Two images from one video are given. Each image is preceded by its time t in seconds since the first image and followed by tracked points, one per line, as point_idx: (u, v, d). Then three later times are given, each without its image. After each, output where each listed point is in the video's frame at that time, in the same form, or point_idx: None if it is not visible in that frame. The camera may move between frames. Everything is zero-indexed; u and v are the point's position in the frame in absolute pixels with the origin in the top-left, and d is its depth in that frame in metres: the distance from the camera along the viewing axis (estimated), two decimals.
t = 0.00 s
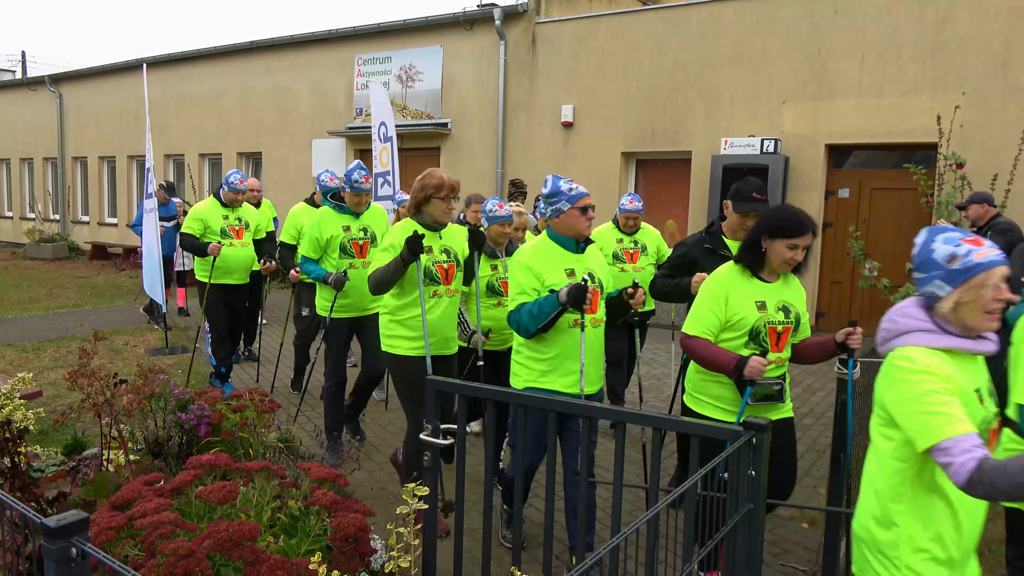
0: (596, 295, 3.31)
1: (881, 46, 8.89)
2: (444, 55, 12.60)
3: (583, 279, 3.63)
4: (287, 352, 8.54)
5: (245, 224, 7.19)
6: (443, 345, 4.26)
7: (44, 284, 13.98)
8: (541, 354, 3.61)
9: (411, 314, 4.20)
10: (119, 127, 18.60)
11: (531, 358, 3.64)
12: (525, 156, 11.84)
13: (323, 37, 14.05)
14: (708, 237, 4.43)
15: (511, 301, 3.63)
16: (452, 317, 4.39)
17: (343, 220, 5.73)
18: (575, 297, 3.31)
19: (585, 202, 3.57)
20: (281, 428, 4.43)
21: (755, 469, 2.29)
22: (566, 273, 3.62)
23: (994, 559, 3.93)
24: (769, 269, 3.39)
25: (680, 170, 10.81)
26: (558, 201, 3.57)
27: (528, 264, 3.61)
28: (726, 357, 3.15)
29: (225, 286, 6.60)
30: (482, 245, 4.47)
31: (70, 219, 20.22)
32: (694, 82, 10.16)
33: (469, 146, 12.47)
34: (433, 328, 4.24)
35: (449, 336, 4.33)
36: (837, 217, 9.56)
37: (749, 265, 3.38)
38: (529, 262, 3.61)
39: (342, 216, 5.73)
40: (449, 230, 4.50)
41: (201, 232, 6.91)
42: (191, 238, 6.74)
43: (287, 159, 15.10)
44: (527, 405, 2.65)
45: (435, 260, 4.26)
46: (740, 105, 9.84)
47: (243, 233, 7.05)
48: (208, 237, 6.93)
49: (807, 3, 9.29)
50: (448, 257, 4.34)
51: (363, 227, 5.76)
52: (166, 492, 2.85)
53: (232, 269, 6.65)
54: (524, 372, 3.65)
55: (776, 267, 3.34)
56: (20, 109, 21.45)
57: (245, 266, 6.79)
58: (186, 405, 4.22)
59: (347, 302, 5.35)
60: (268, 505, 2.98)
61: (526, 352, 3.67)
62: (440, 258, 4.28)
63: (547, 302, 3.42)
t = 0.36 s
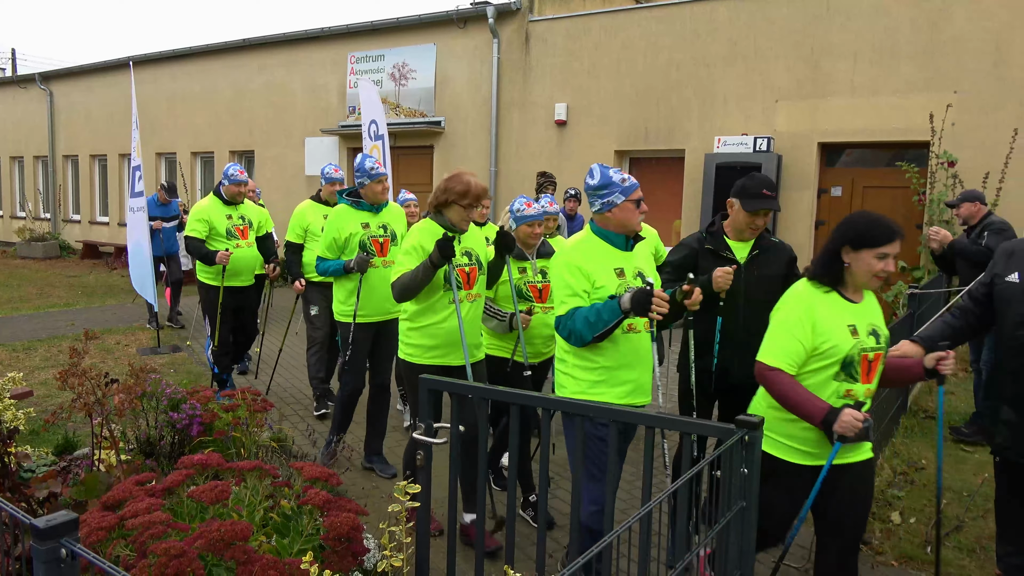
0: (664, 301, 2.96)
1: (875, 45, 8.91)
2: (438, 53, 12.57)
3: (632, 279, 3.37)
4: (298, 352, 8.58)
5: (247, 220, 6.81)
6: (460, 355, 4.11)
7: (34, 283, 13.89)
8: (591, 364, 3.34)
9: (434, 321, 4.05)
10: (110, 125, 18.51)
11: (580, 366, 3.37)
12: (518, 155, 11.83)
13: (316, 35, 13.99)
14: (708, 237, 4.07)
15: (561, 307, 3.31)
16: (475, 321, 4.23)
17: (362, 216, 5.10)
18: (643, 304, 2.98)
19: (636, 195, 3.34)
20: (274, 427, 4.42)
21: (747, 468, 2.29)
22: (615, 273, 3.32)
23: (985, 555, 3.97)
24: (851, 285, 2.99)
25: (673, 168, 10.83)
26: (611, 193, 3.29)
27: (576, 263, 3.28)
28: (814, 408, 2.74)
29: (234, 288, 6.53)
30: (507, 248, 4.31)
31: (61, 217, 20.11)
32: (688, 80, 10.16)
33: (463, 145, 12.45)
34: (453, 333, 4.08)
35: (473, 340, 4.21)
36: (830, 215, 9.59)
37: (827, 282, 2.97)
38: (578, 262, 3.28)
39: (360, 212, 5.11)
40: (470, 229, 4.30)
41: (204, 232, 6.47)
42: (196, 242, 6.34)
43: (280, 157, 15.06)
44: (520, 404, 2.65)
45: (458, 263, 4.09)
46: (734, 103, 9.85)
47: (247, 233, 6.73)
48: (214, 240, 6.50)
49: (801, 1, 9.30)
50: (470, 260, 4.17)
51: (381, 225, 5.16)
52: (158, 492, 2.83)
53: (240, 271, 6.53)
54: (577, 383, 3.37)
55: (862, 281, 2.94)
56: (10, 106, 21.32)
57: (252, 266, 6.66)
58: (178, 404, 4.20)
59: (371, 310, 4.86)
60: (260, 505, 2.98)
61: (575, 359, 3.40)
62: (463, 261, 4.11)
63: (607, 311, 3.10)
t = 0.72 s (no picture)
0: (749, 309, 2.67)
1: (865, 44, 8.94)
2: (430, 52, 12.56)
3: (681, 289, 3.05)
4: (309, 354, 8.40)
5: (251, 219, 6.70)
6: (501, 370, 3.77)
7: (25, 283, 13.83)
8: (642, 380, 2.97)
9: (471, 334, 3.72)
10: (101, 124, 18.42)
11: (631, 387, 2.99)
12: (510, 154, 11.83)
13: (308, 34, 13.95)
14: (719, 234, 3.65)
15: (615, 317, 2.91)
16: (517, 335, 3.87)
17: (372, 217, 4.61)
18: (721, 311, 2.65)
19: (682, 201, 3.01)
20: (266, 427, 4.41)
21: (739, 465, 2.28)
22: (662, 282, 3.00)
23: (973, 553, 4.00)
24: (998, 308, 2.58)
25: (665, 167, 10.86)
26: (650, 195, 3.00)
27: (627, 268, 2.94)
28: (923, 462, 2.44)
29: (238, 289, 6.33)
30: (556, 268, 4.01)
31: (51, 216, 20.01)
32: (679, 79, 10.18)
33: (455, 144, 12.45)
34: (492, 346, 3.73)
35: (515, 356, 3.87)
36: (821, 214, 9.64)
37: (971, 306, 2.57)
38: (629, 268, 2.94)
39: (370, 212, 4.62)
40: (515, 238, 3.94)
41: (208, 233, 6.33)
42: (201, 241, 6.20)
43: (272, 156, 15.02)
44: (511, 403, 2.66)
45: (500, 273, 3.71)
46: (726, 102, 9.87)
47: (251, 231, 6.60)
48: (217, 239, 6.40)
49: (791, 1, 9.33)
50: (514, 269, 3.79)
51: (392, 225, 4.69)
52: (149, 492, 2.82)
53: (244, 272, 6.38)
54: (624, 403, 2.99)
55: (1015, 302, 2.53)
56: None
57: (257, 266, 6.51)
58: (169, 404, 4.19)
59: (388, 312, 4.56)
60: (252, 504, 2.98)
61: (621, 374, 3.02)
62: (506, 271, 3.74)
63: (677, 319, 2.73)
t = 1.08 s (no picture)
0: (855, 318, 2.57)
1: (857, 43, 8.97)
2: (423, 50, 12.54)
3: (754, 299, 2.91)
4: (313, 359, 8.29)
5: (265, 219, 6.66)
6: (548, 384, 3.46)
7: (15, 282, 13.76)
8: (718, 396, 2.82)
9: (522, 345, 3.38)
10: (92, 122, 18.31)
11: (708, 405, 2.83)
12: (504, 153, 11.82)
13: (301, 32, 13.90)
14: (807, 231, 3.23)
15: (704, 325, 2.70)
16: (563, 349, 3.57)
17: (379, 216, 4.48)
18: (834, 307, 2.51)
19: (744, 206, 2.81)
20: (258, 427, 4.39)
21: (733, 464, 2.31)
22: (736, 289, 2.85)
23: (966, 549, 4.03)
24: None
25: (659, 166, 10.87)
26: (708, 198, 2.84)
27: (701, 274, 2.77)
28: None
29: (246, 289, 6.25)
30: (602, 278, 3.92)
31: (42, 215, 19.89)
32: (673, 78, 10.20)
33: (449, 142, 12.43)
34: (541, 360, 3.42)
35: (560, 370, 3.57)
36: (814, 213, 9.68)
37: None
38: (705, 273, 2.78)
39: (376, 211, 4.48)
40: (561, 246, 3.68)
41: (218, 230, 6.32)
42: (210, 238, 6.20)
43: (265, 154, 14.97)
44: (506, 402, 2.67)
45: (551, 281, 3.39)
46: (719, 101, 9.89)
47: (264, 230, 6.54)
48: (227, 238, 6.36)
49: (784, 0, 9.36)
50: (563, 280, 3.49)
51: (402, 224, 4.60)
52: (141, 492, 2.80)
53: (253, 272, 6.29)
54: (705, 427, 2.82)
55: None
56: None
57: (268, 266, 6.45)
58: (162, 404, 4.17)
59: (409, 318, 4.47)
60: (244, 504, 2.96)
61: (693, 390, 2.86)
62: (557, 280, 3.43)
63: (782, 319, 2.58)
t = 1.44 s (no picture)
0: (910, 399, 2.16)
1: (851, 43, 8.99)
2: (418, 49, 12.52)
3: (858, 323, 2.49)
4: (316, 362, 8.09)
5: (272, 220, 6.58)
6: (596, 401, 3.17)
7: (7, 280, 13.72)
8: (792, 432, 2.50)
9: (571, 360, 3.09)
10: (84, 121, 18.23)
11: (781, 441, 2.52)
12: (498, 152, 11.81)
13: (294, 30, 13.86)
14: (926, 253, 2.89)
15: (750, 354, 2.48)
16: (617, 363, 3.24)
17: (412, 221, 4.27)
18: (862, 386, 2.20)
19: (857, 200, 2.44)
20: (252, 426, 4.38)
21: (727, 463, 2.30)
22: (828, 311, 2.47)
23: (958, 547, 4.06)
24: None
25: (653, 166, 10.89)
26: (813, 197, 2.46)
27: (783, 294, 2.44)
28: None
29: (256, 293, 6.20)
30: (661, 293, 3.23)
31: (35, 213, 19.82)
32: (667, 78, 10.21)
33: (443, 142, 12.42)
34: (590, 376, 3.10)
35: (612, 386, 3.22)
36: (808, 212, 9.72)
37: None
38: (780, 297, 2.45)
39: (410, 215, 4.28)
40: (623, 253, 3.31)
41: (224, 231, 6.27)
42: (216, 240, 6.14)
43: (258, 153, 14.93)
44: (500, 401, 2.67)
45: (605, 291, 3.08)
46: (713, 101, 9.91)
47: (271, 232, 6.47)
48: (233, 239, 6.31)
49: None
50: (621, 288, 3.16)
51: (435, 231, 4.34)
52: (133, 492, 2.79)
53: (261, 275, 6.23)
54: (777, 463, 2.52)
55: None
56: None
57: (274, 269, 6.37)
58: (154, 403, 4.16)
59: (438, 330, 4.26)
60: (237, 504, 2.95)
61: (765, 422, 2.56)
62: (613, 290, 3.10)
63: (814, 380, 2.28)
